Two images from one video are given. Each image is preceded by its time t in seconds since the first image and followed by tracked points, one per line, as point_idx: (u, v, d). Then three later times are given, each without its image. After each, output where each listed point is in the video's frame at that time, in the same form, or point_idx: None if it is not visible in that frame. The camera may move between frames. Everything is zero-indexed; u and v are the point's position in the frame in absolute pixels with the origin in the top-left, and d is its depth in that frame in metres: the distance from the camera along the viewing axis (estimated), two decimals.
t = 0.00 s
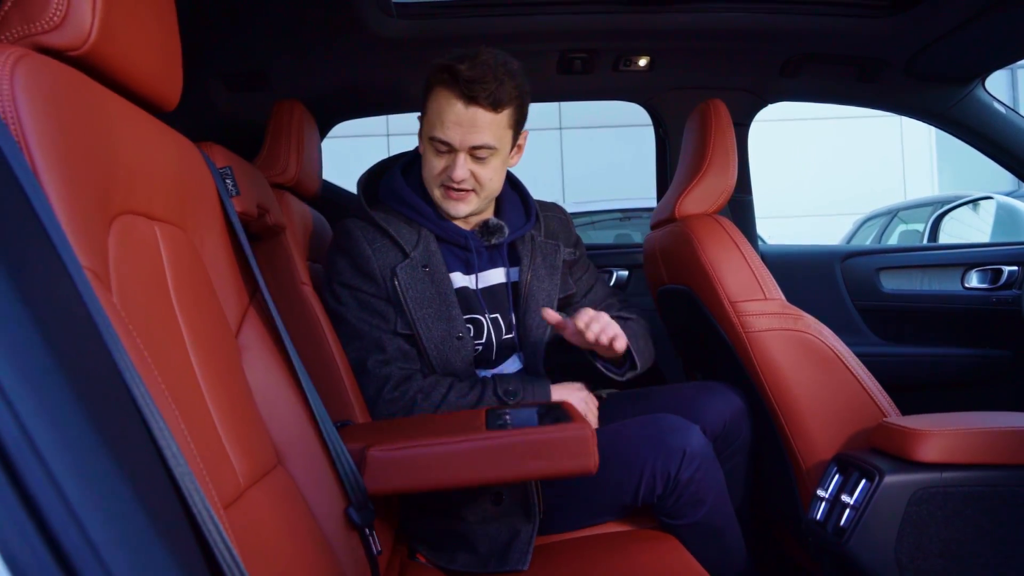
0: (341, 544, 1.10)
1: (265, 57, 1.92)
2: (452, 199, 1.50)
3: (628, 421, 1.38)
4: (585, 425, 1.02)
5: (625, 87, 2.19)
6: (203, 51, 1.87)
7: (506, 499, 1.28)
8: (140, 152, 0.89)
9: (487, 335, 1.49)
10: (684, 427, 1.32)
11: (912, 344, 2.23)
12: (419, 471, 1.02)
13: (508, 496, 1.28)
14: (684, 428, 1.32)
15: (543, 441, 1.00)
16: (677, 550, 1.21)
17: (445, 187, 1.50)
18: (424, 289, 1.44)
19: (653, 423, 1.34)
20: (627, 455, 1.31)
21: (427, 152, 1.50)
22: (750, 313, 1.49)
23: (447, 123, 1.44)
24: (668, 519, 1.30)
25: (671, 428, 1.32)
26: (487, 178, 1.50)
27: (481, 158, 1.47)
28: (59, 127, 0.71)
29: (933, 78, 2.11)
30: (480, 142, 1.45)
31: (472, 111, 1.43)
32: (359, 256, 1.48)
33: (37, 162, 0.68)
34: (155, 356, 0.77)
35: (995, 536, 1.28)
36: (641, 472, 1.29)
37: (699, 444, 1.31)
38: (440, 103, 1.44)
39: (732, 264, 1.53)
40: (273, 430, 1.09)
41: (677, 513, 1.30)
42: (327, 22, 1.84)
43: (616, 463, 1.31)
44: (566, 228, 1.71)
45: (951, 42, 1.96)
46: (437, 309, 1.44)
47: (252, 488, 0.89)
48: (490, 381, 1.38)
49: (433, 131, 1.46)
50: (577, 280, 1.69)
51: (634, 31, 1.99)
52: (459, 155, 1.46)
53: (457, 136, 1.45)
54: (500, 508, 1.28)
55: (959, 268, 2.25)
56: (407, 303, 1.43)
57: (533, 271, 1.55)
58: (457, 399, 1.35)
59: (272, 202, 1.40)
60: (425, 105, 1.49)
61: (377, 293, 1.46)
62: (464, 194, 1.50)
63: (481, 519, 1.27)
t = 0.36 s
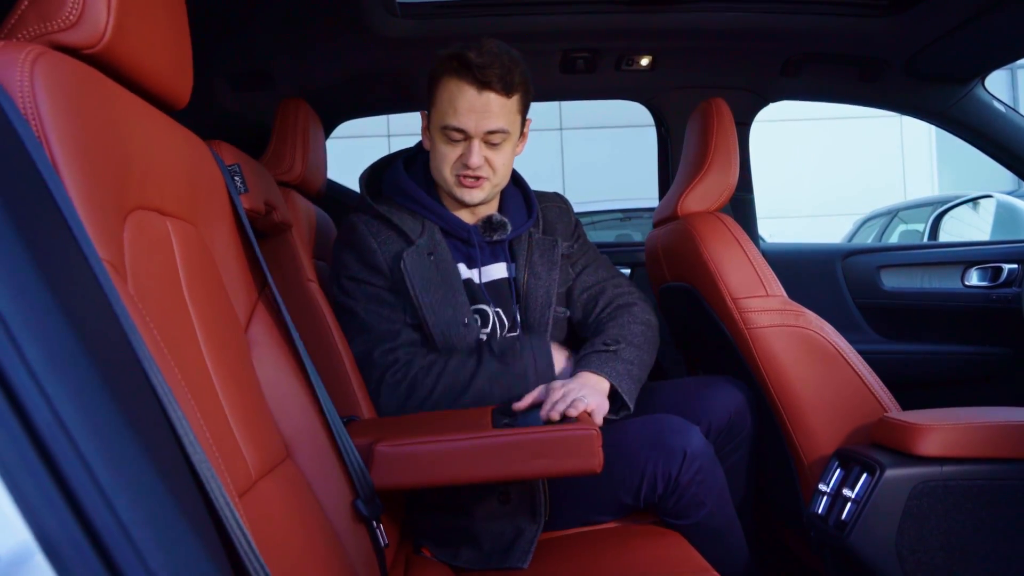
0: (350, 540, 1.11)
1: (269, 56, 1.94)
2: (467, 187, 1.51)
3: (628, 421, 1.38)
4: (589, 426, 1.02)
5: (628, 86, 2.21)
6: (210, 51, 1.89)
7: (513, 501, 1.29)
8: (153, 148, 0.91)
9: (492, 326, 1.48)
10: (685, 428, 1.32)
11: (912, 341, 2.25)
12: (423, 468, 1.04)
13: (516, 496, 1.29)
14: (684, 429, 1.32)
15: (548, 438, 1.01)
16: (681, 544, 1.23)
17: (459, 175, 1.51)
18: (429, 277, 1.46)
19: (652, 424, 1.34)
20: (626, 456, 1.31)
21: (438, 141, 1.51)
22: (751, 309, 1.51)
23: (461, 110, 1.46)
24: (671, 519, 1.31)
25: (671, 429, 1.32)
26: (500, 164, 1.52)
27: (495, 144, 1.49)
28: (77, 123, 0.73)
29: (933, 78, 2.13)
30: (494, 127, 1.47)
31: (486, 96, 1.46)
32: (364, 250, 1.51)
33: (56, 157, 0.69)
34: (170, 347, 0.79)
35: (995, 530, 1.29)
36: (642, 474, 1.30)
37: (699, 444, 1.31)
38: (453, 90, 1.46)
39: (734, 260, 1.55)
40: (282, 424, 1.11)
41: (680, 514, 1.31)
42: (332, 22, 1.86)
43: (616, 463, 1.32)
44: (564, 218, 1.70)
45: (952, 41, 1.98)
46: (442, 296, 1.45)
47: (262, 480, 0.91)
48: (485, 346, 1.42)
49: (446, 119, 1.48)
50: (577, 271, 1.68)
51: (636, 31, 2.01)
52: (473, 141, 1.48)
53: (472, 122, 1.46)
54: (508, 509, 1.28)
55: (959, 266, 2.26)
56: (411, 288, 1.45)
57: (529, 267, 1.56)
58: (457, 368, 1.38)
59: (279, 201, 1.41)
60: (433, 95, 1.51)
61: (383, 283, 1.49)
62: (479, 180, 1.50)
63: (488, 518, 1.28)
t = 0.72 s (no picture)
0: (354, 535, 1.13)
1: (272, 58, 1.96)
2: (456, 170, 1.51)
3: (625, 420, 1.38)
4: (591, 420, 1.04)
5: (627, 88, 2.23)
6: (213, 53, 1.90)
7: (521, 497, 1.30)
8: (162, 147, 0.92)
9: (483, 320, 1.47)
10: (682, 426, 1.33)
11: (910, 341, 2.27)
12: (425, 462, 1.05)
13: (523, 493, 1.30)
14: (682, 427, 1.33)
15: (551, 432, 1.03)
16: (680, 540, 1.24)
17: (448, 159, 1.51)
18: (432, 253, 1.47)
19: (650, 421, 1.35)
20: (626, 454, 1.33)
21: (427, 129, 1.53)
22: (749, 308, 1.53)
23: (445, 91, 1.49)
24: (671, 516, 1.33)
25: (668, 426, 1.33)
26: (488, 147, 1.53)
27: (481, 124, 1.51)
28: (91, 124, 0.75)
29: (930, 79, 2.14)
30: (479, 106, 1.50)
31: (468, 77, 1.50)
32: (364, 220, 1.50)
33: (71, 157, 0.71)
34: (179, 342, 0.81)
35: (990, 525, 1.31)
36: (642, 470, 1.31)
37: (697, 442, 1.33)
38: (435, 74, 1.50)
39: (731, 259, 1.56)
40: (287, 420, 1.13)
41: (679, 510, 1.32)
42: (334, 25, 1.88)
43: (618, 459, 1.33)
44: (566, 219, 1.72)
45: (949, 43, 1.99)
46: (443, 267, 1.46)
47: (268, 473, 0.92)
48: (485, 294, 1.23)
49: (431, 102, 1.50)
50: (584, 272, 1.69)
51: (636, 33, 2.03)
52: (460, 123, 1.50)
53: (456, 101, 1.49)
54: (513, 505, 1.29)
55: (956, 266, 2.28)
56: (413, 261, 1.45)
57: (532, 269, 1.56)
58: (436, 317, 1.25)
59: (281, 200, 1.43)
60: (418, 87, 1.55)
61: (382, 249, 1.47)
62: (468, 163, 1.51)
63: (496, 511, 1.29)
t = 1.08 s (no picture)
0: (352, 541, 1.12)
1: (271, 62, 1.97)
2: (461, 178, 1.51)
3: (627, 431, 1.38)
4: (590, 428, 1.04)
5: (625, 93, 2.23)
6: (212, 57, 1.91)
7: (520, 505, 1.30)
8: (160, 152, 0.93)
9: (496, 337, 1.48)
10: (683, 438, 1.33)
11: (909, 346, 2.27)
12: (422, 469, 1.05)
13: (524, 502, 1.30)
14: (683, 440, 1.33)
15: (550, 440, 1.02)
16: (677, 545, 1.24)
17: (451, 164, 1.51)
18: (431, 279, 1.43)
19: (650, 433, 1.34)
20: (626, 467, 1.32)
21: (430, 131, 1.53)
22: (747, 312, 1.53)
23: (449, 91, 1.49)
24: (670, 526, 1.33)
25: (670, 438, 1.33)
26: (492, 153, 1.53)
27: (485, 129, 1.51)
28: (88, 127, 0.75)
29: (927, 84, 2.15)
30: (485, 108, 1.49)
31: (474, 78, 1.49)
32: (361, 242, 1.46)
33: (68, 160, 0.72)
34: (176, 348, 0.81)
35: (987, 530, 1.31)
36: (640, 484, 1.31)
37: (697, 455, 1.33)
38: (441, 73, 1.49)
39: (730, 264, 1.57)
40: (284, 424, 1.13)
41: (679, 521, 1.32)
42: (333, 29, 1.88)
43: (618, 472, 1.32)
44: (570, 230, 1.71)
45: (946, 48, 2.00)
46: (444, 298, 1.42)
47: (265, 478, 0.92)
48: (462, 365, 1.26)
49: (435, 103, 1.50)
50: (584, 289, 1.70)
51: (634, 38, 2.04)
52: (464, 126, 1.50)
53: (461, 103, 1.49)
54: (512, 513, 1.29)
55: (954, 271, 2.28)
56: (413, 289, 1.42)
57: (540, 286, 1.54)
58: (426, 376, 1.25)
59: (277, 206, 1.42)
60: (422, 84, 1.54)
61: (379, 278, 1.43)
62: (472, 170, 1.51)
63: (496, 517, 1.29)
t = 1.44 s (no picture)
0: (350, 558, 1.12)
1: (272, 77, 1.98)
2: (465, 202, 1.52)
3: (628, 446, 1.39)
4: (588, 448, 1.04)
5: (624, 108, 2.24)
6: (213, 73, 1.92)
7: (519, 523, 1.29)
8: (161, 172, 0.93)
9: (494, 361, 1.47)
10: (682, 455, 1.34)
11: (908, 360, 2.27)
12: (421, 486, 1.05)
13: (522, 521, 1.28)
14: (682, 458, 1.33)
15: (547, 458, 1.02)
16: (677, 562, 1.24)
17: (456, 189, 1.52)
18: (432, 298, 1.44)
19: (649, 450, 1.35)
20: (625, 484, 1.33)
21: (435, 155, 1.53)
22: (746, 328, 1.53)
23: (455, 118, 1.49)
24: (670, 544, 1.33)
25: (667, 455, 1.33)
26: (497, 178, 1.53)
27: (490, 154, 1.51)
28: (90, 148, 0.76)
29: (924, 99, 2.16)
30: (490, 135, 1.49)
31: (480, 104, 1.49)
32: (364, 261, 1.47)
33: (70, 182, 0.72)
34: (176, 367, 0.81)
35: (987, 546, 1.31)
36: (640, 502, 1.31)
37: (697, 473, 1.33)
38: (447, 99, 1.50)
39: (729, 281, 1.57)
40: (283, 441, 1.13)
41: (678, 538, 1.32)
42: (333, 46, 1.90)
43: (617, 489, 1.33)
44: (572, 248, 1.71)
45: (942, 64, 2.01)
46: (446, 317, 1.43)
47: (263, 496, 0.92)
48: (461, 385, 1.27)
49: (441, 129, 1.50)
50: (587, 307, 1.69)
51: (632, 54, 2.05)
52: (469, 151, 1.50)
53: (467, 130, 1.49)
54: (512, 532, 1.28)
55: (953, 285, 2.28)
56: (415, 310, 1.42)
57: (542, 301, 1.54)
58: (425, 398, 1.26)
59: (279, 222, 1.43)
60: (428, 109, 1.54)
61: (380, 296, 1.44)
62: (476, 194, 1.52)
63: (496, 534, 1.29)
